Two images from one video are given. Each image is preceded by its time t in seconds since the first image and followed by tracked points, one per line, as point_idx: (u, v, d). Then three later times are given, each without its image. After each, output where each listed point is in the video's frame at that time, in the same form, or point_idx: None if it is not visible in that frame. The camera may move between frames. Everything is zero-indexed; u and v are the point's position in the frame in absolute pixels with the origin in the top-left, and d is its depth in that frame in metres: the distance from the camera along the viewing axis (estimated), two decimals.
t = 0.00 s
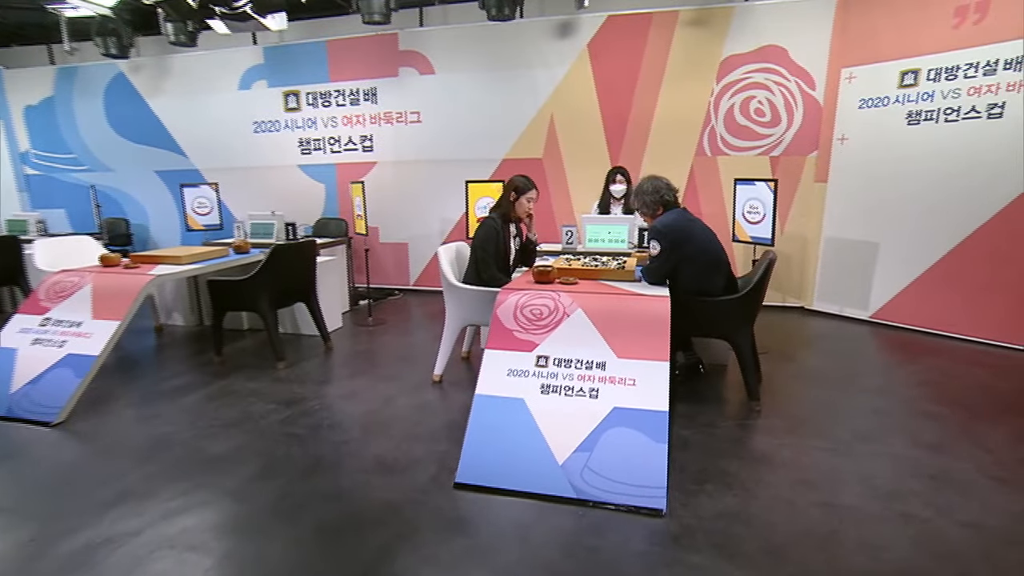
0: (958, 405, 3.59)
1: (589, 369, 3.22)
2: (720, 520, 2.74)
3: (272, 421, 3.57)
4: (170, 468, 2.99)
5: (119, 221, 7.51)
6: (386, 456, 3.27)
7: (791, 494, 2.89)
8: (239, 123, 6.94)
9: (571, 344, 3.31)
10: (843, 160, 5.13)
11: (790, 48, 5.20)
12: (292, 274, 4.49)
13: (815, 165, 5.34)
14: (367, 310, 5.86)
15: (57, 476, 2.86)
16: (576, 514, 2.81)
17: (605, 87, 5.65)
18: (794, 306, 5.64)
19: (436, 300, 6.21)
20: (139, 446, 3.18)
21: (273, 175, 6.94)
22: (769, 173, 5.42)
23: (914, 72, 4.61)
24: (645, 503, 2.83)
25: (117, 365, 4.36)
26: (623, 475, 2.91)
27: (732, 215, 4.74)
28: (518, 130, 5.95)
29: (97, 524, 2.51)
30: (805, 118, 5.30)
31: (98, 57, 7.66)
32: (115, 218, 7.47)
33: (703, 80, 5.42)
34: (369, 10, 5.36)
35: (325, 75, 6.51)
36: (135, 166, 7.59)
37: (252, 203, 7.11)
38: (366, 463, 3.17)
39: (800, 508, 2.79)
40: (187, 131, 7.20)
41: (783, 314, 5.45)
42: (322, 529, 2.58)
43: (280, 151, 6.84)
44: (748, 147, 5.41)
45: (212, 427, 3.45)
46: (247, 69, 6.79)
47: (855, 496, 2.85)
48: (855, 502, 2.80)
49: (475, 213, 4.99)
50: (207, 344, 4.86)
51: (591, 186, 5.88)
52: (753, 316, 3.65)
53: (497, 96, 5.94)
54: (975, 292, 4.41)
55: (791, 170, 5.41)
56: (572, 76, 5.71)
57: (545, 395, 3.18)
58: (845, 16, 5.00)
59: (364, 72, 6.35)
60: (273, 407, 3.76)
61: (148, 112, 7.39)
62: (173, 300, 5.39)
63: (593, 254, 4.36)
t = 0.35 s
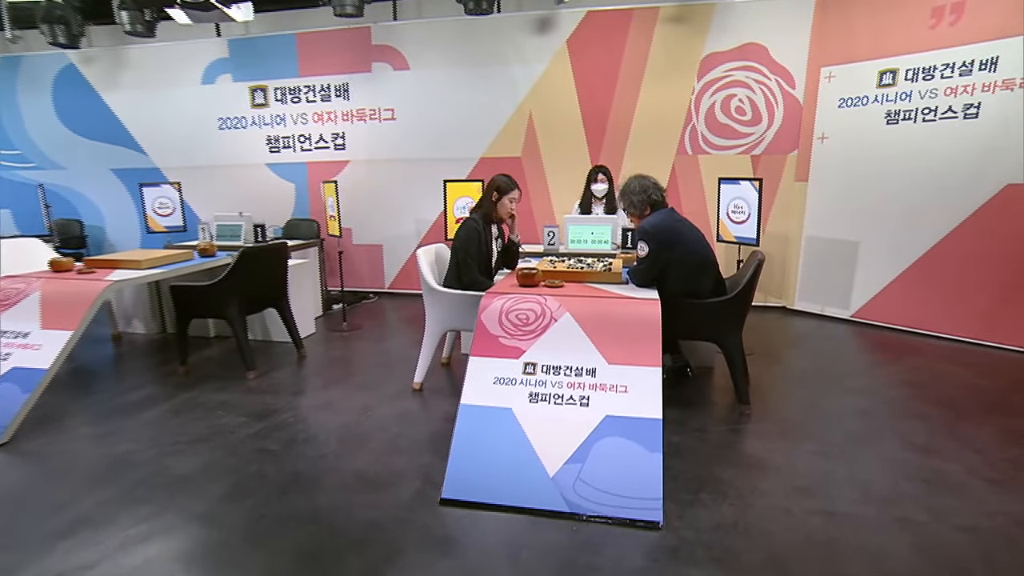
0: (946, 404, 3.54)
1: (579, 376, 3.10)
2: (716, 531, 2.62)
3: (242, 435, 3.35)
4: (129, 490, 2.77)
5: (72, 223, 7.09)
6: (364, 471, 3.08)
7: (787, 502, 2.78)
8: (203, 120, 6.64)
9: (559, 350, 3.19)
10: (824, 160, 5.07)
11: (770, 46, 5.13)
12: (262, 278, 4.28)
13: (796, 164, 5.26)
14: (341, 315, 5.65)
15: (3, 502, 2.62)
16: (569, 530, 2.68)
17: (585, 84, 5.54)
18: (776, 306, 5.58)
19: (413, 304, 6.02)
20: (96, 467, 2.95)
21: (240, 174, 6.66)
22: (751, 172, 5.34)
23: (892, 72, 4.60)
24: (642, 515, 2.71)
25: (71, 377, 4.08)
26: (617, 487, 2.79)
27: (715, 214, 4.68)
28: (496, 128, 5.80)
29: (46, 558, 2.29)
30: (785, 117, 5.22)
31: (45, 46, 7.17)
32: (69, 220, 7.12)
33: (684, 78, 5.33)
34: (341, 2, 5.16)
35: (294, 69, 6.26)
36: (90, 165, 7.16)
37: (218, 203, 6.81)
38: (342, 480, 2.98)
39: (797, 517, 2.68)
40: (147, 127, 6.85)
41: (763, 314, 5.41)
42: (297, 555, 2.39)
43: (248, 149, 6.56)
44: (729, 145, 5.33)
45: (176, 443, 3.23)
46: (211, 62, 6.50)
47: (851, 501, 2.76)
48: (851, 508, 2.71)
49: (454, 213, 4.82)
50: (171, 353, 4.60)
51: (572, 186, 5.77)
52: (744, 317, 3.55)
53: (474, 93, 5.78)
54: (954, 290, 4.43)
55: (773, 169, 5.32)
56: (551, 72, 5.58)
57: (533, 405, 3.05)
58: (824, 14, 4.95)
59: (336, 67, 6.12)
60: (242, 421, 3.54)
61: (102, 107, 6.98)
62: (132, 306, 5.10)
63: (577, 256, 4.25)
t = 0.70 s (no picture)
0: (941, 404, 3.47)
1: (573, 384, 2.97)
2: (720, 543, 2.52)
3: (215, 450, 3.16)
4: (91, 514, 2.56)
5: (28, 223, 6.70)
6: (345, 487, 2.90)
7: (789, 511, 2.69)
8: (169, 115, 6.34)
9: (552, 357, 3.06)
10: (811, 159, 4.97)
11: (756, 42, 5.02)
12: (235, 282, 4.07)
13: (782, 161, 5.15)
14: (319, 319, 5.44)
15: None
16: (567, 546, 2.56)
17: (569, 80, 5.41)
18: (762, 306, 5.48)
19: (393, 307, 5.84)
20: (55, 489, 2.74)
21: (210, 172, 6.38)
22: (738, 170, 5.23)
23: (878, 69, 4.55)
24: (643, 529, 2.60)
25: (28, 389, 3.83)
26: (616, 500, 2.67)
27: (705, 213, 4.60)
28: (478, 125, 5.65)
29: None
30: (772, 114, 5.11)
31: None
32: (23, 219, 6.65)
33: (670, 74, 5.22)
34: None
35: (266, 63, 6.02)
36: (47, 162, 6.78)
37: (187, 202, 6.52)
38: (321, 498, 2.79)
39: (800, 527, 2.59)
40: (109, 122, 6.52)
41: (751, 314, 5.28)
42: None
43: (218, 145, 6.30)
44: (715, 143, 5.23)
45: (143, 460, 3.02)
46: (177, 54, 6.21)
47: (853, 508, 2.66)
48: (854, 516, 2.61)
49: (437, 213, 4.65)
50: (137, 361, 4.36)
51: (557, 184, 5.65)
52: (738, 317, 3.47)
53: (455, 88, 5.62)
54: (942, 286, 4.39)
55: (759, 167, 5.21)
56: (534, 67, 5.45)
57: (526, 414, 2.92)
58: (808, 12, 4.87)
59: (310, 61, 5.90)
60: (215, 434, 3.34)
61: (58, 99, 6.59)
62: (94, 312, 4.83)
63: (565, 257, 4.14)
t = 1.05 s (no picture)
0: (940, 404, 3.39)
1: (570, 393, 2.82)
2: (728, 559, 2.39)
3: (186, 470, 2.94)
4: (47, 546, 2.33)
5: None
6: (325, 507, 2.70)
7: (798, 523, 2.57)
8: (132, 109, 6.02)
9: (547, 364, 2.90)
10: (801, 157, 4.87)
11: (746, 38, 4.90)
12: (206, 287, 3.84)
13: (772, 158, 5.03)
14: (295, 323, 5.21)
15: None
16: (570, 567, 2.41)
17: (554, 75, 5.26)
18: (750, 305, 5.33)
19: (373, 310, 5.63)
20: (6, 518, 2.50)
21: (177, 170, 6.08)
22: (726, 167, 5.11)
23: (868, 65, 4.48)
24: (646, 547, 2.46)
25: None
26: (619, 516, 2.53)
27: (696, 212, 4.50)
28: (460, 122, 5.47)
29: None
30: (761, 110, 5.00)
31: None
32: None
33: (658, 69, 5.10)
34: None
35: (237, 55, 5.75)
36: None
37: (152, 202, 6.20)
38: (300, 520, 2.59)
39: (810, 540, 2.46)
40: (65, 116, 6.14)
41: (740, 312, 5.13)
42: None
43: (186, 142, 6.01)
44: (704, 140, 5.11)
45: (106, 482, 2.79)
46: (139, 45, 5.88)
47: (862, 518, 2.54)
48: (864, 527, 2.50)
49: (419, 213, 4.49)
50: (99, 372, 4.09)
51: (542, 182, 5.50)
52: (736, 319, 3.34)
53: (436, 83, 5.43)
54: (933, 286, 4.30)
55: (748, 164, 5.10)
56: (518, 62, 5.28)
57: (522, 426, 2.76)
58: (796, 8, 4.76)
59: (283, 53, 5.65)
60: (184, 452, 3.11)
61: (8, 91, 6.17)
62: (51, 320, 4.53)
63: (555, 258, 4.00)
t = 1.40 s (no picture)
0: (933, 403, 3.32)
1: (563, 402, 2.67)
2: None
3: (147, 493, 2.71)
4: None
5: None
6: (299, 531, 2.49)
7: (801, 533, 2.47)
8: (82, 101, 5.64)
9: (537, 372, 2.75)
10: (784, 154, 4.77)
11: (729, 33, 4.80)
12: (168, 292, 3.58)
13: (756, 154, 4.92)
14: (264, 329, 4.97)
15: None
16: None
17: (533, 69, 5.10)
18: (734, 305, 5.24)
19: (347, 313, 5.41)
20: None
21: (134, 166, 5.74)
22: (710, 164, 5.01)
23: (851, 61, 4.39)
24: (645, 565, 2.35)
25: None
26: (619, 532, 2.39)
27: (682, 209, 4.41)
28: (436, 117, 5.28)
29: None
30: (744, 106, 4.90)
31: None
32: None
33: (640, 64, 4.98)
34: None
35: (198, 45, 5.45)
36: None
37: (107, 200, 5.84)
38: (272, 547, 2.39)
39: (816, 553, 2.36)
40: (7, 108, 5.70)
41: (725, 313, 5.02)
42: None
43: (144, 136, 5.67)
44: (687, 136, 5.01)
45: (57, 510, 2.55)
46: (90, 33, 5.52)
47: (867, 527, 2.44)
48: (869, 536, 2.42)
49: (396, 212, 4.32)
50: (50, 386, 3.80)
51: (522, 180, 5.35)
52: (729, 321, 3.22)
53: (411, 76, 5.23)
54: (916, 283, 4.23)
55: (731, 161, 4.98)
56: (496, 55, 5.11)
57: (513, 438, 2.60)
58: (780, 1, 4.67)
59: (249, 44, 5.38)
60: (144, 472, 2.88)
61: None
62: None
63: (540, 259, 3.86)
